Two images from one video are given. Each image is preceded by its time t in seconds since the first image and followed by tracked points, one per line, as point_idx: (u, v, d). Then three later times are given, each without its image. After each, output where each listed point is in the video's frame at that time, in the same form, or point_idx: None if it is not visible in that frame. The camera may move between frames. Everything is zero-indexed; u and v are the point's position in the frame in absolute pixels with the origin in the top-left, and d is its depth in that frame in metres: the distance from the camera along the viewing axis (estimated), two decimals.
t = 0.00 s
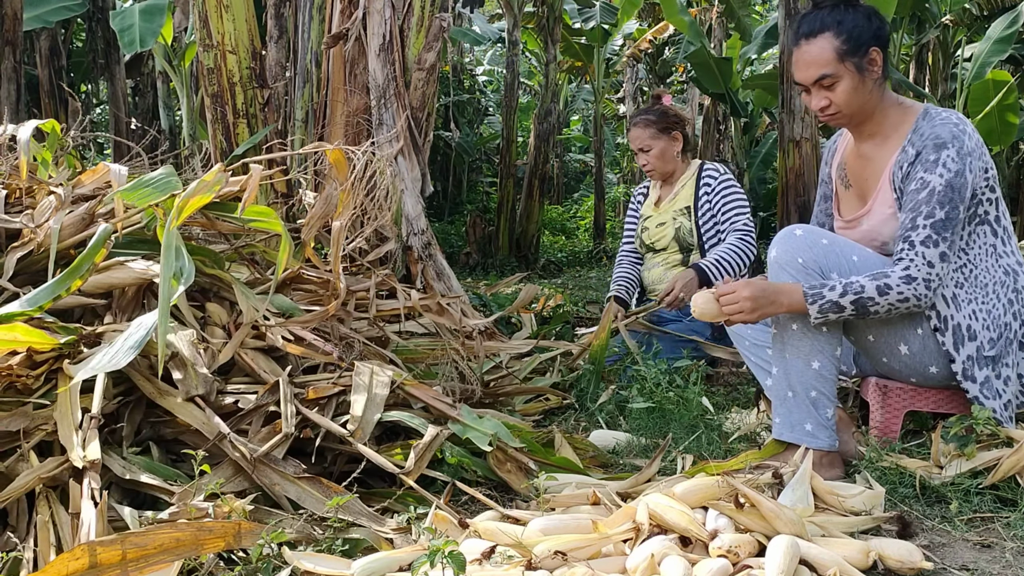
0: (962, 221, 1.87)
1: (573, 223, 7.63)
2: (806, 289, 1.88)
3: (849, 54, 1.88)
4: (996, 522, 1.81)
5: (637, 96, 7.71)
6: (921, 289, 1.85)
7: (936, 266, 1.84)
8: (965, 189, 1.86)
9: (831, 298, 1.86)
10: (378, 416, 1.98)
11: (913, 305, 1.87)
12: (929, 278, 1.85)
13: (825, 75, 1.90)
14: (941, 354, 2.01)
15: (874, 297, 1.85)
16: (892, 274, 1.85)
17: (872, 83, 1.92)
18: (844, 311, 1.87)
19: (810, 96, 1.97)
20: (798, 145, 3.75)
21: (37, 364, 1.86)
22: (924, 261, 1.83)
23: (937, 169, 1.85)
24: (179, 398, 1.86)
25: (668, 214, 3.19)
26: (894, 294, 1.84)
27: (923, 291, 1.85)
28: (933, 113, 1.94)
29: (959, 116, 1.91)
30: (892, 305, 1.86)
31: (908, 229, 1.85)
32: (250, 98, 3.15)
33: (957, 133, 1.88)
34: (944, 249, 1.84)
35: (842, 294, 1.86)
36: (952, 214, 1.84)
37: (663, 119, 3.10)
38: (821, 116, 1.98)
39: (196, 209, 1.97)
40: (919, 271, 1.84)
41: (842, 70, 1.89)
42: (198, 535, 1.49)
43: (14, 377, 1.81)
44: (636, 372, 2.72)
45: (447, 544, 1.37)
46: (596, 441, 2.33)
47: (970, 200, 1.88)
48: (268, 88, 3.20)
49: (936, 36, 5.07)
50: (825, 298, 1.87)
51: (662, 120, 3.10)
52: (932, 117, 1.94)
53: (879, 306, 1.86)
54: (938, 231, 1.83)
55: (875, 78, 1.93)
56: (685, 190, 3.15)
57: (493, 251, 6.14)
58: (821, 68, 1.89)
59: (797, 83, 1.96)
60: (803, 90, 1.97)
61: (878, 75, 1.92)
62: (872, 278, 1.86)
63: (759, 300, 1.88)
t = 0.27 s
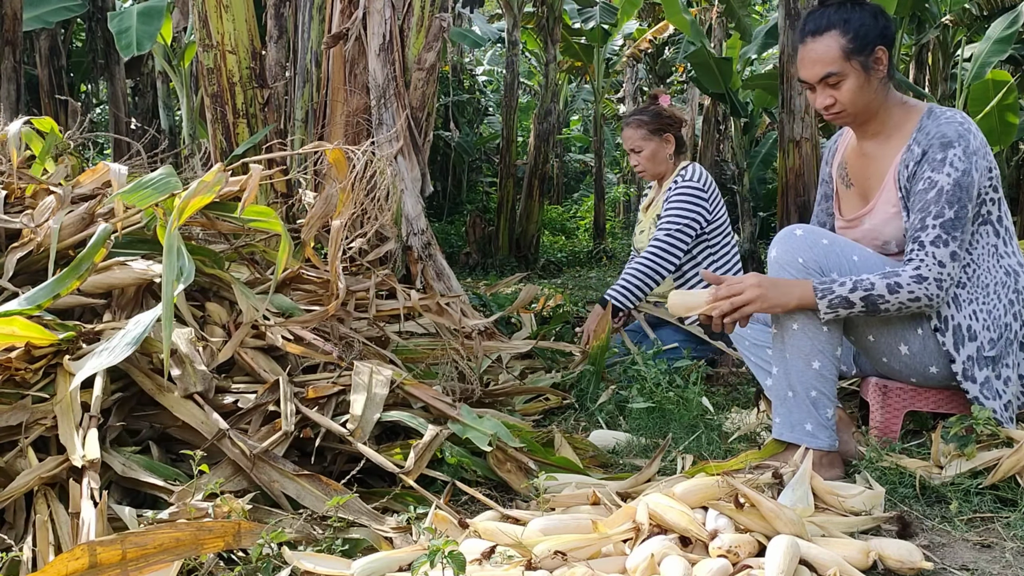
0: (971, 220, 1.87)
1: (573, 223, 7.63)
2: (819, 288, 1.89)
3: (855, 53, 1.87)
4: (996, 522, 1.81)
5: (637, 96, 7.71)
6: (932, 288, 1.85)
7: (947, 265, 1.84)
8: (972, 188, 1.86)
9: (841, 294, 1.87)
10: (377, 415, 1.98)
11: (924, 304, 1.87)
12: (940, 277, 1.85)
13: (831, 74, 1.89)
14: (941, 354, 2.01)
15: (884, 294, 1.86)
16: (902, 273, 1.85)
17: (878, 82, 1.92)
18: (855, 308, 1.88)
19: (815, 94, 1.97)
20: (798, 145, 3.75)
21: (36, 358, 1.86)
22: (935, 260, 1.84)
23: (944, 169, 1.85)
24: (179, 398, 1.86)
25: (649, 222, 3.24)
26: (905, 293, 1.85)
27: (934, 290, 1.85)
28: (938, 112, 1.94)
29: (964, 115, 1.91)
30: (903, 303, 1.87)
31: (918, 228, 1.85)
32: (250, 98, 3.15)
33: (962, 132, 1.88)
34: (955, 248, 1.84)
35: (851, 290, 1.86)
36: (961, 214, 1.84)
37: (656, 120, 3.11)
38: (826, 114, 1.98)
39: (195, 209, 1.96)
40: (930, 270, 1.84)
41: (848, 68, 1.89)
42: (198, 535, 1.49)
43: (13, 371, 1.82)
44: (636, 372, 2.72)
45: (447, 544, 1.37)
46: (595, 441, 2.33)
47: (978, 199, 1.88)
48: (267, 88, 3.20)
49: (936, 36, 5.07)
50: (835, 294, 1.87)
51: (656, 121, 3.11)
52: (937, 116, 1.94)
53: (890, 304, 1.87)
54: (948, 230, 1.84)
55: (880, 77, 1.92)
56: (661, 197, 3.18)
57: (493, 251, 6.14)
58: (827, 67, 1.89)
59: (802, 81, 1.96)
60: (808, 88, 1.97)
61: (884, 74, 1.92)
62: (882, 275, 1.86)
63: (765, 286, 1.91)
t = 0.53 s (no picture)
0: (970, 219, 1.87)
1: (573, 224, 7.63)
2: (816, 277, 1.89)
3: (869, 50, 1.87)
4: (996, 522, 1.81)
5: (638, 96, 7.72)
6: (929, 282, 1.83)
7: (944, 261, 1.83)
8: (972, 186, 1.85)
9: (835, 281, 1.87)
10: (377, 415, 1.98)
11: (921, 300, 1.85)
12: (937, 272, 1.83)
13: (845, 71, 1.88)
14: (942, 354, 2.01)
15: (879, 283, 1.84)
16: (898, 264, 1.84)
17: (887, 79, 1.92)
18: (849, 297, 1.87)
19: (824, 92, 1.96)
20: (798, 145, 3.75)
21: (33, 357, 1.86)
22: (930, 255, 1.83)
23: (943, 165, 1.86)
24: (179, 397, 1.86)
25: (634, 224, 3.26)
26: (899, 284, 1.83)
27: (930, 284, 1.83)
28: (940, 111, 1.95)
29: (965, 114, 1.92)
30: (898, 296, 1.84)
31: (916, 223, 1.85)
32: (250, 98, 3.15)
33: (964, 130, 1.89)
34: (952, 243, 1.83)
35: (846, 278, 1.86)
36: (959, 210, 1.84)
37: (640, 122, 3.11)
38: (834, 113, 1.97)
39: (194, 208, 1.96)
40: (926, 263, 1.83)
41: (860, 65, 1.88)
42: (198, 536, 1.49)
43: (10, 368, 1.82)
44: (636, 372, 2.72)
45: (447, 544, 1.37)
46: (596, 441, 2.33)
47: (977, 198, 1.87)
48: (267, 88, 3.20)
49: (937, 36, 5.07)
50: (831, 281, 1.87)
51: (639, 123, 3.11)
52: (940, 114, 1.94)
53: (885, 295, 1.84)
54: (946, 225, 1.83)
55: (888, 75, 1.92)
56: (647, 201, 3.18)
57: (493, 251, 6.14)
58: (841, 64, 1.88)
59: (811, 78, 1.94)
60: (817, 86, 1.96)
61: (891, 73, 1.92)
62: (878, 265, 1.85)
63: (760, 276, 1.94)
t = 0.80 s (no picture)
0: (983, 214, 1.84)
1: (573, 224, 7.63)
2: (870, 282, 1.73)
3: (869, 50, 1.87)
4: (996, 522, 1.81)
5: (637, 96, 7.72)
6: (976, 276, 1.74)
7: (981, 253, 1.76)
8: (979, 183, 1.84)
9: (895, 288, 1.72)
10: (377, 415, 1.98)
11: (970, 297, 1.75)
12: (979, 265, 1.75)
13: (848, 72, 1.88)
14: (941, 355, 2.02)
15: (937, 283, 1.72)
16: (947, 262, 1.73)
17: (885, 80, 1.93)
18: (907, 304, 1.74)
19: (823, 94, 1.95)
20: (798, 145, 3.75)
21: (34, 359, 1.86)
22: (970, 246, 1.75)
23: (949, 162, 1.84)
24: (178, 397, 1.86)
25: (645, 220, 3.26)
26: (955, 281, 1.72)
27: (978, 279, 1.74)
28: (932, 113, 1.95)
29: (959, 115, 1.93)
30: (953, 294, 1.73)
31: (942, 219, 1.79)
32: (250, 98, 3.15)
33: (960, 130, 1.89)
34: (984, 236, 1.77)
35: (905, 282, 1.72)
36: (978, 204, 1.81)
37: (651, 119, 3.15)
38: (833, 115, 1.97)
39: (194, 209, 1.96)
40: (970, 257, 1.74)
41: (861, 67, 1.88)
42: (198, 536, 1.49)
43: (11, 371, 1.81)
44: (636, 372, 2.73)
45: (447, 544, 1.37)
46: (596, 441, 2.33)
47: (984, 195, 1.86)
48: (267, 88, 3.20)
49: (936, 36, 5.07)
50: (888, 288, 1.73)
51: (651, 120, 3.15)
52: (933, 117, 1.95)
53: (942, 295, 1.73)
54: (972, 218, 1.78)
55: (884, 76, 1.93)
56: (658, 196, 3.21)
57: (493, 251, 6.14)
58: (843, 65, 1.88)
59: (810, 81, 1.94)
60: (816, 89, 1.96)
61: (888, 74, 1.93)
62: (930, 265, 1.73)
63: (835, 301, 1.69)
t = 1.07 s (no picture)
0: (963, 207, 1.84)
1: (573, 224, 7.63)
2: (883, 306, 1.66)
3: (846, 59, 1.86)
4: (996, 522, 1.81)
5: (638, 96, 7.73)
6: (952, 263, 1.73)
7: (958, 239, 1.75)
8: (962, 180, 1.85)
9: (905, 302, 1.65)
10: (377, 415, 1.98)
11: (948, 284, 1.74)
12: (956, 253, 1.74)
13: (827, 83, 1.87)
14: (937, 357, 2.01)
15: (929, 281, 1.68)
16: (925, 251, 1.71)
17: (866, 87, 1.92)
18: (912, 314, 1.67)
19: (806, 106, 1.95)
20: (798, 144, 3.76)
21: (31, 351, 1.87)
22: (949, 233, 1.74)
23: (934, 158, 1.85)
24: (177, 398, 1.86)
25: (667, 213, 3.19)
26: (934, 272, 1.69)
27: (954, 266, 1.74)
28: (918, 116, 1.96)
29: (946, 118, 1.94)
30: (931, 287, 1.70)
31: (920, 207, 1.78)
32: (250, 98, 3.15)
33: (947, 131, 1.90)
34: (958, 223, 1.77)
35: (910, 293, 1.66)
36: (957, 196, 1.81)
37: (664, 116, 3.17)
38: (817, 127, 1.97)
39: (193, 208, 1.96)
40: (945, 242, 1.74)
41: (840, 78, 1.88)
42: (198, 536, 1.49)
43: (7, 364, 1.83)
44: (636, 372, 2.72)
45: (447, 544, 1.37)
46: (596, 441, 2.33)
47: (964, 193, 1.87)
48: (267, 88, 3.20)
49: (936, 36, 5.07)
50: (895, 300, 1.66)
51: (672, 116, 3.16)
52: (920, 120, 1.95)
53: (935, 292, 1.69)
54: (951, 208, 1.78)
55: (862, 83, 1.92)
56: (677, 193, 3.18)
57: (493, 251, 6.14)
58: (821, 76, 1.87)
59: (790, 94, 1.93)
60: (797, 101, 1.95)
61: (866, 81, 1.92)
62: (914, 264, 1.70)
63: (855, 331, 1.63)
